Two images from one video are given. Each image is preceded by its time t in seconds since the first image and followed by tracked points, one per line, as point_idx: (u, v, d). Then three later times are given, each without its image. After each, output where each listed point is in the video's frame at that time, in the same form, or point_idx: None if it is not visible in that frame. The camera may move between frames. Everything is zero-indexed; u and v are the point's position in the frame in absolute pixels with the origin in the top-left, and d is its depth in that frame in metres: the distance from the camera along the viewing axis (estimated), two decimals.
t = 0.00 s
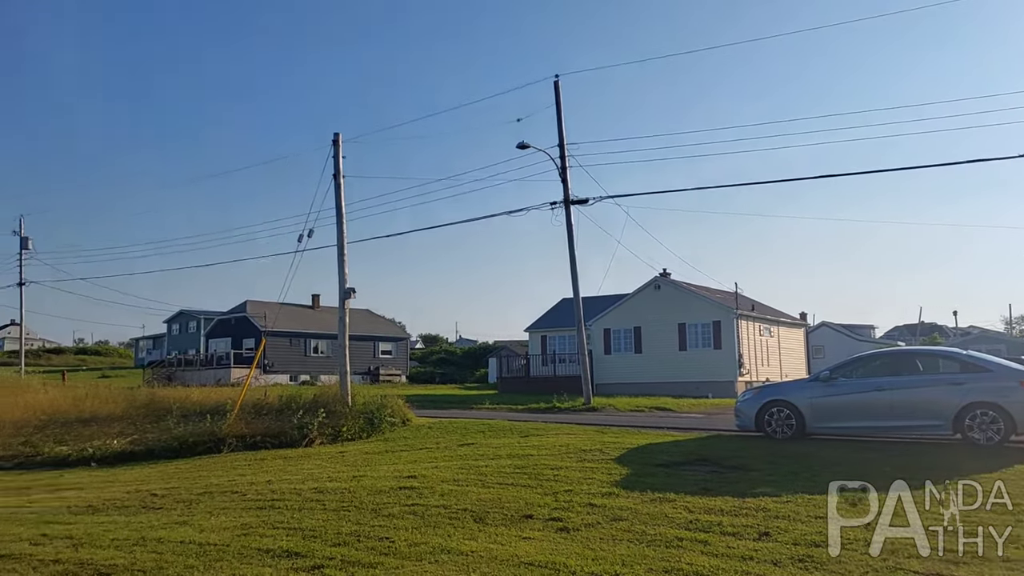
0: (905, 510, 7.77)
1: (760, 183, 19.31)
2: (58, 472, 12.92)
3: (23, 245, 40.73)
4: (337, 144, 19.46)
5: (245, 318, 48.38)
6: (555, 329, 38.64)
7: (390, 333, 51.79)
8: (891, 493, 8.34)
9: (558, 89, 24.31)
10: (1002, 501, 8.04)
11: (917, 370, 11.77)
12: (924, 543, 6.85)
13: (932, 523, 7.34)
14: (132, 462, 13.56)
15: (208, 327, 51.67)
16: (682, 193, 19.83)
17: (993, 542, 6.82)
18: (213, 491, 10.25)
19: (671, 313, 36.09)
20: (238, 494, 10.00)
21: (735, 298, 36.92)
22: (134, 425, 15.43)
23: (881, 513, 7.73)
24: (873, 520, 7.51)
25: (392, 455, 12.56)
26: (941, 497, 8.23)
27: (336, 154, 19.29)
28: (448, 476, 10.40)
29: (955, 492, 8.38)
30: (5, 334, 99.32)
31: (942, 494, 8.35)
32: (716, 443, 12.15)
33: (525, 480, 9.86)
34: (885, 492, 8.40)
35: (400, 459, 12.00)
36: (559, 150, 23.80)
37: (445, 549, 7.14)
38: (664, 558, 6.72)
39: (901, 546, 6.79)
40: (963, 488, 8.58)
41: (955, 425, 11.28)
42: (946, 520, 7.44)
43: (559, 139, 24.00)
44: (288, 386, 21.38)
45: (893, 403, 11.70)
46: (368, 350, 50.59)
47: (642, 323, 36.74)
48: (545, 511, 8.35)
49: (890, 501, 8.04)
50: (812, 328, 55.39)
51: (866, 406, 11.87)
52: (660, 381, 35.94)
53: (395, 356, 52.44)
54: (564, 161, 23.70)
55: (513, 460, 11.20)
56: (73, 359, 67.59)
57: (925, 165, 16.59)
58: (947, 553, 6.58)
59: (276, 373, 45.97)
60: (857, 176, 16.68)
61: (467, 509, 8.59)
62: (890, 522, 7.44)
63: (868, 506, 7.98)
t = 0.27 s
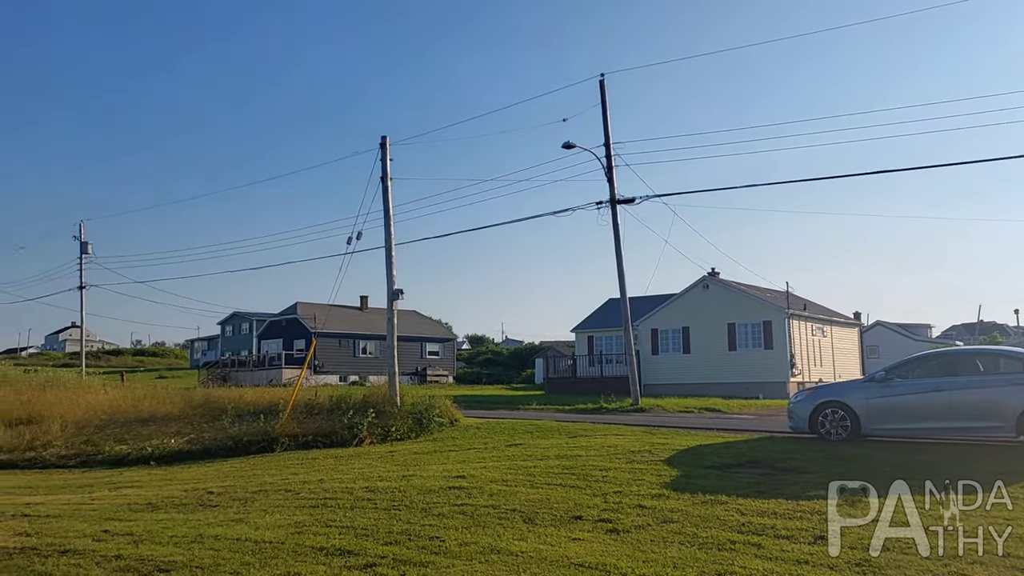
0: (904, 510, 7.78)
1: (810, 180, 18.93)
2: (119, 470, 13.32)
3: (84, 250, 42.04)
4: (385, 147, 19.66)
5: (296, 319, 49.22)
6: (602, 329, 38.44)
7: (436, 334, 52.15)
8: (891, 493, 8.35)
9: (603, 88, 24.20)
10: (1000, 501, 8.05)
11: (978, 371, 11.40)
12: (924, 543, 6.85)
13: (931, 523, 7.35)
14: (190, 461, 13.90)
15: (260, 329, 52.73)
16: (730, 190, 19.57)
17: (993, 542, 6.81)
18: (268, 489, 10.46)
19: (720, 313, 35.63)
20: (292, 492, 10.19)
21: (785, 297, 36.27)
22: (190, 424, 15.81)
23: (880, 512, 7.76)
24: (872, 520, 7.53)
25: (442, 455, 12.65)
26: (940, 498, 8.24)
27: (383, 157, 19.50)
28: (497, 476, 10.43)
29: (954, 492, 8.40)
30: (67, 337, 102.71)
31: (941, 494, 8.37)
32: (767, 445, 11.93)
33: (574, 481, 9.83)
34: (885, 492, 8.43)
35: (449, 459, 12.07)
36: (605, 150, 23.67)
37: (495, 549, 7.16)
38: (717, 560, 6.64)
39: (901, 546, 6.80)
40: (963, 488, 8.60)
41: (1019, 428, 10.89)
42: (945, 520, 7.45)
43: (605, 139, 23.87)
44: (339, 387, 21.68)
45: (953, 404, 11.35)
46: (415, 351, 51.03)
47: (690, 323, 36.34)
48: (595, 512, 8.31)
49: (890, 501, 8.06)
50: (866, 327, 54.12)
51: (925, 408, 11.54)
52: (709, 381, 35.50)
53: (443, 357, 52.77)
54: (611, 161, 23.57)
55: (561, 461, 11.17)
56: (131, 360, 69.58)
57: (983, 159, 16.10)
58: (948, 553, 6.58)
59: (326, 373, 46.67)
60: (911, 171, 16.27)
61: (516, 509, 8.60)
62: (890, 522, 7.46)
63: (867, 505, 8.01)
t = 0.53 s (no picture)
0: (905, 510, 7.83)
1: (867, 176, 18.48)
2: (182, 467, 13.72)
3: (146, 254, 43.38)
4: (436, 149, 19.84)
5: (349, 320, 49.98)
6: (654, 329, 38.12)
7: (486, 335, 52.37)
8: (891, 494, 8.41)
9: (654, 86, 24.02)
10: (1001, 501, 8.08)
11: None
12: (924, 542, 6.90)
13: (931, 522, 7.39)
14: (250, 459, 14.24)
15: (314, 330, 53.71)
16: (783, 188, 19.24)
17: (992, 541, 6.85)
18: (325, 488, 10.66)
19: (775, 312, 35.02)
20: (348, 491, 10.37)
21: (842, 296, 35.47)
22: (249, 424, 16.19)
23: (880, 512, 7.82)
24: (873, 519, 7.59)
25: (495, 455, 12.73)
26: (940, 498, 8.29)
27: (433, 159, 19.68)
28: (549, 476, 10.45)
29: (954, 492, 8.45)
30: (131, 338, 106.05)
31: (941, 494, 8.41)
32: (824, 447, 11.70)
33: (627, 482, 9.79)
34: (886, 492, 8.50)
35: (502, 459, 12.14)
36: (655, 148, 23.47)
37: (550, 550, 7.16)
38: (774, 563, 6.56)
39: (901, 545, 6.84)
40: (963, 488, 8.66)
41: None
42: (945, 519, 7.49)
43: (655, 137, 23.67)
44: (391, 387, 21.93)
45: (1019, 405, 10.97)
46: (466, 351, 51.32)
47: (744, 323, 35.80)
48: (649, 513, 8.26)
49: (890, 502, 8.13)
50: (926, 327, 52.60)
51: (989, 409, 11.18)
52: (764, 381, 34.88)
53: (493, 358, 52.96)
54: (661, 159, 23.37)
55: (614, 462, 11.13)
56: (190, 360, 71.43)
57: None
58: (948, 552, 6.61)
59: (378, 373, 47.28)
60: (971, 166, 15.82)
61: (570, 510, 8.60)
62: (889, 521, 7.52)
63: (868, 505, 8.08)
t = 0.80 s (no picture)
0: (904, 510, 7.87)
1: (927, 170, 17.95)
2: (243, 466, 14.05)
3: (206, 257, 44.54)
4: (486, 150, 19.92)
5: (400, 321, 50.53)
6: (706, 329, 37.62)
7: (536, 334, 52.38)
8: (891, 494, 8.44)
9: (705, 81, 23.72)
10: (1000, 501, 8.09)
11: None
12: (924, 542, 6.93)
13: (930, 522, 7.42)
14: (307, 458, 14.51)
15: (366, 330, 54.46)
16: (838, 183, 18.81)
17: (991, 540, 6.87)
18: (380, 487, 10.79)
19: (832, 311, 34.26)
20: (404, 490, 10.47)
21: (902, 293, 34.50)
22: (306, 423, 16.48)
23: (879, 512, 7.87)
24: (873, 520, 7.63)
25: (548, 455, 12.72)
26: (940, 498, 8.32)
27: (483, 160, 19.75)
28: (602, 477, 10.41)
29: (954, 492, 8.47)
30: (191, 339, 108.93)
31: (942, 494, 8.44)
32: (884, 448, 11.39)
33: (683, 483, 9.68)
34: (885, 492, 8.55)
35: (554, 460, 12.12)
36: (707, 145, 23.16)
37: (604, 551, 7.13)
38: (835, 567, 6.42)
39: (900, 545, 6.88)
40: (964, 488, 8.68)
41: None
42: (944, 519, 7.52)
43: (706, 133, 23.35)
44: (442, 387, 22.07)
45: None
46: (516, 351, 51.42)
47: (800, 322, 35.10)
48: (705, 515, 8.16)
49: (890, 502, 8.18)
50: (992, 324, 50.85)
51: None
52: (821, 381, 34.11)
53: (543, 357, 52.94)
54: (713, 156, 23.05)
55: (668, 463, 11.03)
56: (246, 360, 73.03)
57: None
58: (949, 552, 6.64)
59: (430, 373, 47.66)
60: None
61: (624, 511, 8.55)
62: (888, 521, 7.56)
63: (868, 505, 8.14)
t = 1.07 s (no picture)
0: (905, 510, 7.90)
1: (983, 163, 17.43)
2: (295, 463, 14.28)
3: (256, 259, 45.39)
4: (530, 149, 19.91)
5: (445, 321, 50.84)
6: (754, 328, 37.06)
7: (580, 334, 52.24)
8: (891, 494, 8.47)
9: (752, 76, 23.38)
10: (1000, 501, 8.11)
11: None
12: (923, 542, 6.96)
13: (930, 523, 7.44)
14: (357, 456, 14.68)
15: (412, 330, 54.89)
16: (891, 178, 18.39)
17: (992, 540, 6.89)
18: (429, 485, 10.86)
19: (884, 309, 33.50)
20: (452, 488, 10.52)
21: (958, 290, 33.54)
22: (355, 422, 16.68)
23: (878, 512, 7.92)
24: (873, 520, 7.68)
25: (595, 455, 12.67)
26: (940, 498, 8.34)
27: (528, 159, 19.74)
28: (651, 477, 10.33)
29: (953, 493, 8.50)
30: (241, 339, 111.11)
31: (941, 494, 8.46)
32: (942, 449, 11.09)
33: (734, 484, 9.54)
34: (885, 492, 8.59)
35: (602, 459, 12.06)
36: (755, 141, 22.82)
37: (655, 553, 7.06)
38: (893, 571, 6.26)
39: (900, 545, 6.91)
40: (963, 488, 8.69)
41: None
42: (943, 519, 7.55)
43: (755, 129, 23.01)
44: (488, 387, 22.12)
45: None
46: (560, 351, 51.34)
47: (851, 320, 34.36)
48: (757, 517, 8.03)
49: (890, 502, 8.22)
50: None
51: None
52: (873, 380, 33.33)
53: (588, 357, 52.76)
54: (761, 152, 22.70)
55: (719, 463, 10.90)
56: (295, 360, 74.19)
57: None
58: (948, 552, 6.66)
59: (475, 373, 47.84)
60: None
61: (674, 512, 8.46)
62: (888, 522, 7.60)
63: (867, 505, 8.19)
